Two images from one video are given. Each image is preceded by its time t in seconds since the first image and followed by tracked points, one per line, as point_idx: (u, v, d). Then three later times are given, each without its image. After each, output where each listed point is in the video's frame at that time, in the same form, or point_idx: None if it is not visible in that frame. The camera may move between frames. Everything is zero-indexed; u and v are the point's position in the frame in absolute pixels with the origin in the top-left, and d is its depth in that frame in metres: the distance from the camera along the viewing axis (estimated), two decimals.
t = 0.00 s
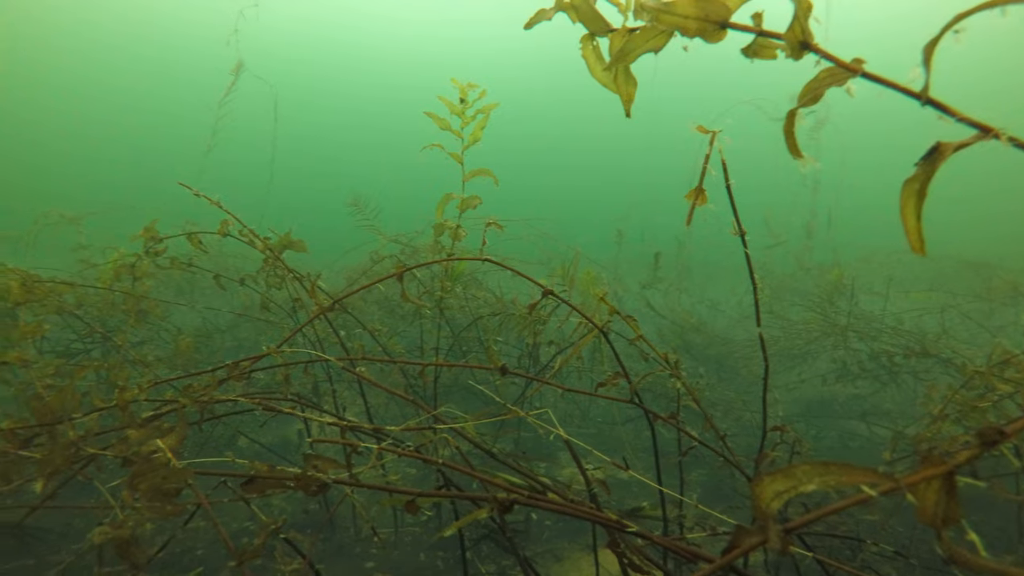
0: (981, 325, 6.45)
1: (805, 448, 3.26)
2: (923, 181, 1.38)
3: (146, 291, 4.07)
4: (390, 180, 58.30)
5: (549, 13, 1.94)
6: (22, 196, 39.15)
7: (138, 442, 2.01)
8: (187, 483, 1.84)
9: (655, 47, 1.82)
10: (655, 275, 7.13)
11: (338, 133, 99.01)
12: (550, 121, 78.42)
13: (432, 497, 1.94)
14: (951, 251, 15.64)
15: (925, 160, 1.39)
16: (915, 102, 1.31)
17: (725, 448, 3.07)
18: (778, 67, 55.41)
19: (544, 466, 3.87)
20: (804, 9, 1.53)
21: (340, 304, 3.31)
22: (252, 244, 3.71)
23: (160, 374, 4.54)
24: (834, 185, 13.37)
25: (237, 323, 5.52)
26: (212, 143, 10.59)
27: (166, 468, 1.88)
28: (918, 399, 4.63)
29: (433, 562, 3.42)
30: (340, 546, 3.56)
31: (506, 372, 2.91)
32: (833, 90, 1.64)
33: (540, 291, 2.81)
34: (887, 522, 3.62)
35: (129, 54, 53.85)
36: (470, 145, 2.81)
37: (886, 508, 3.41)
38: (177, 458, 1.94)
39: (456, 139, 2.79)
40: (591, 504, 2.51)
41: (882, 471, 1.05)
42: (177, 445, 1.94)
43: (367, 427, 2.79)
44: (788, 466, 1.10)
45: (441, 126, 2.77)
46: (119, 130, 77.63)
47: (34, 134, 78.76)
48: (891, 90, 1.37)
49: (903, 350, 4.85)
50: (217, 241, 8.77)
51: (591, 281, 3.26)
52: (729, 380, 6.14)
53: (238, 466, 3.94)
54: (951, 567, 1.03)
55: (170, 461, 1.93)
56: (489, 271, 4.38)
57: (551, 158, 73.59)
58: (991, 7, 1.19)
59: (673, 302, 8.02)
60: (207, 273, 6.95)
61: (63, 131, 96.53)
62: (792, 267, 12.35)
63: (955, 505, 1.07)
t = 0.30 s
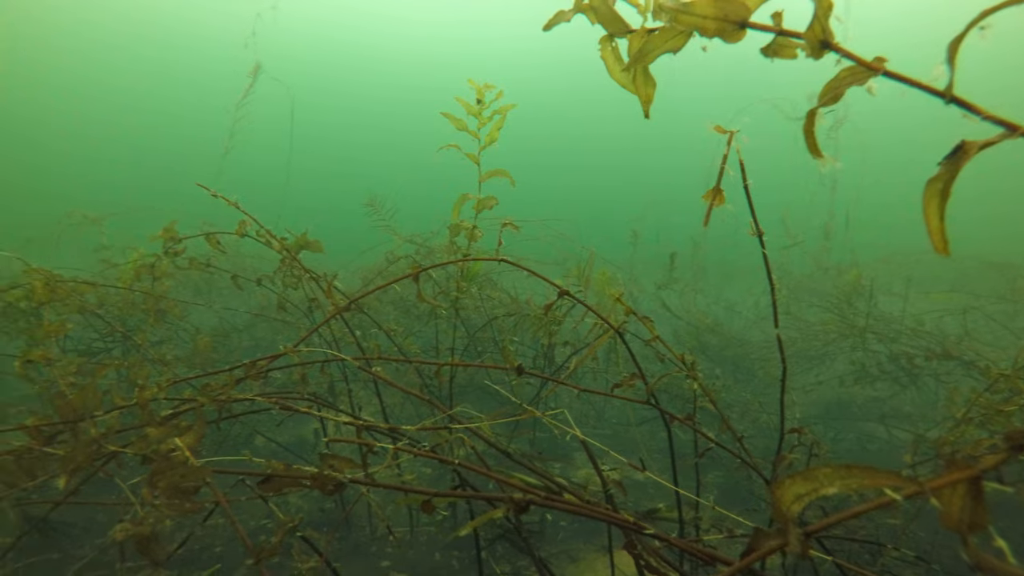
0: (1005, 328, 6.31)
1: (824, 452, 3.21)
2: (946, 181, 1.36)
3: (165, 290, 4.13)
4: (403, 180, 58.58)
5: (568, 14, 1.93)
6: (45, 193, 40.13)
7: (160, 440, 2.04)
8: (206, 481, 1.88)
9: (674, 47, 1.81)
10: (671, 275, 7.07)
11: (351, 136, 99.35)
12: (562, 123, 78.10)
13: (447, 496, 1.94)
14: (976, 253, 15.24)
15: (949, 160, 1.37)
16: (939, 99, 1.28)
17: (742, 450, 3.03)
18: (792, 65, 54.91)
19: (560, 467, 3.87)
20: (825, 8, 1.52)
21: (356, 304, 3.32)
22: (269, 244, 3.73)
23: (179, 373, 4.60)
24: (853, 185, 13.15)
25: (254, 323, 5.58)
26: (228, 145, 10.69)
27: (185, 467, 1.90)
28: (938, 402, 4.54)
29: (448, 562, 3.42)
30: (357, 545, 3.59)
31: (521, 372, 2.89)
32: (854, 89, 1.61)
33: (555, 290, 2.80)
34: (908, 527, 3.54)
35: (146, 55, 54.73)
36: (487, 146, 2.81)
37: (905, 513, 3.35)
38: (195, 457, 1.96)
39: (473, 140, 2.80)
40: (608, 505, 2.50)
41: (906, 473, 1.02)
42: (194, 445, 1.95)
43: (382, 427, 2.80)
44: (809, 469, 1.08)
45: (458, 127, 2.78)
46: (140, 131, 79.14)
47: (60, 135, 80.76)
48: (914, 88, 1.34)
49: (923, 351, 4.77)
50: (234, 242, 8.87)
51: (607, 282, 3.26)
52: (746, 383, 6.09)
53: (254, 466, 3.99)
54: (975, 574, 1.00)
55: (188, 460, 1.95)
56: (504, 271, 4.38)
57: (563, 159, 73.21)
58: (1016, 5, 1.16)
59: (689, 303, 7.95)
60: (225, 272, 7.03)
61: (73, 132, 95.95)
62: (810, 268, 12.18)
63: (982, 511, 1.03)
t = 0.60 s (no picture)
0: None
1: (843, 455, 3.16)
2: (969, 180, 1.33)
3: (182, 291, 4.17)
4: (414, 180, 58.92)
5: (587, 15, 1.93)
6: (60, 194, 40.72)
7: (177, 438, 2.07)
8: (223, 480, 1.90)
9: (693, 47, 1.80)
10: (685, 276, 7.02)
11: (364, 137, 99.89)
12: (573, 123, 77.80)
13: (463, 497, 1.94)
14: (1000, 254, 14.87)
15: (972, 159, 1.33)
16: (961, 99, 1.25)
17: (758, 452, 2.99)
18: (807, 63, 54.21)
19: (574, 468, 3.87)
20: (845, 7, 1.50)
21: (372, 304, 3.34)
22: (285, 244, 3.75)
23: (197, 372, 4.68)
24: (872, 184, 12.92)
25: (270, 323, 5.64)
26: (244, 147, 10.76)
27: (202, 465, 1.92)
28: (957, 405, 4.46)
29: (463, 561, 3.44)
30: (372, 544, 3.60)
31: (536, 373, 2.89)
32: (875, 88, 1.58)
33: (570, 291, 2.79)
34: (927, 533, 3.46)
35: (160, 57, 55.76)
36: (503, 147, 2.81)
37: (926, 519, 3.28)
38: (212, 455, 1.99)
39: (489, 141, 2.80)
40: (623, 507, 2.48)
41: (928, 479, 0.99)
42: (212, 442, 1.98)
43: (398, 427, 2.81)
44: (828, 472, 1.05)
45: (474, 128, 2.79)
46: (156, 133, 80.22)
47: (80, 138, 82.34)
48: (936, 87, 1.30)
49: (943, 353, 4.70)
50: (251, 242, 8.95)
51: (622, 282, 3.25)
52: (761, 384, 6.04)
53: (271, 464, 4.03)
54: None
55: (205, 457, 1.97)
56: (518, 272, 4.38)
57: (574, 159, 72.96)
58: None
59: (704, 303, 7.89)
60: (241, 273, 7.12)
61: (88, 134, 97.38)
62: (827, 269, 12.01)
63: (1011, 517, 1.00)
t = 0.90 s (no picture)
0: None
1: (859, 458, 3.12)
2: (990, 179, 1.31)
3: (198, 290, 4.22)
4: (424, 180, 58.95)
5: (602, 18, 1.93)
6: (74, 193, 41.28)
7: (194, 437, 2.09)
8: (239, 478, 1.92)
9: (708, 48, 1.79)
10: (699, 276, 6.99)
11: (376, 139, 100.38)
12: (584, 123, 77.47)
13: (478, 497, 1.94)
14: None
15: (994, 157, 1.31)
16: (981, 98, 1.23)
17: (774, 453, 2.96)
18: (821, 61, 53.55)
19: (587, 468, 3.87)
20: (865, 6, 1.49)
21: (386, 304, 3.35)
22: (300, 245, 3.77)
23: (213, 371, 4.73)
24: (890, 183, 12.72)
25: (285, 323, 5.68)
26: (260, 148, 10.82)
27: (218, 463, 1.94)
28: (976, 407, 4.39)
29: (476, 560, 3.45)
30: (386, 543, 3.62)
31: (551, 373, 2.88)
32: (893, 88, 1.57)
33: (585, 292, 2.78)
34: (947, 538, 3.40)
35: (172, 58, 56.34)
36: (517, 147, 2.81)
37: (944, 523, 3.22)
38: (227, 453, 2.01)
39: (503, 141, 2.81)
40: (638, 508, 2.46)
41: (952, 482, 0.97)
42: (228, 441, 1.99)
43: (413, 426, 2.81)
44: (850, 474, 1.04)
45: (488, 129, 2.79)
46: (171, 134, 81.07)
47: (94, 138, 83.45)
48: (957, 85, 1.28)
49: (961, 355, 4.63)
50: (266, 242, 9.03)
51: (636, 281, 3.24)
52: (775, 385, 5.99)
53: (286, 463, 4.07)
54: None
55: (221, 455, 1.99)
56: (532, 272, 4.38)
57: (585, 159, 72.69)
58: None
59: (717, 303, 7.85)
60: (256, 273, 7.19)
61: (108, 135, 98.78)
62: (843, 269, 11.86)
63: None
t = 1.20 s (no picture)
0: None
1: (876, 459, 3.07)
2: (1009, 181, 1.29)
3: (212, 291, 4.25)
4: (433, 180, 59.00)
5: (616, 19, 1.93)
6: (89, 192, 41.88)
7: (209, 436, 2.12)
8: (254, 474, 1.94)
9: (723, 49, 1.78)
10: (710, 276, 6.96)
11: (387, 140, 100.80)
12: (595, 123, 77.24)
13: (490, 495, 1.95)
14: None
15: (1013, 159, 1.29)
16: (1002, 97, 1.21)
17: (789, 455, 2.93)
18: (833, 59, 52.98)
19: (599, 469, 3.86)
20: (881, 5, 1.47)
21: (399, 304, 3.36)
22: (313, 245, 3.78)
23: (228, 370, 4.78)
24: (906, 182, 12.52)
25: (298, 323, 5.74)
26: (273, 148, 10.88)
27: (233, 461, 1.96)
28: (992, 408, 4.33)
29: (488, 561, 3.46)
30: (398, 542, 3.63)
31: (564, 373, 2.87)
32: (910, 89, 1.55)
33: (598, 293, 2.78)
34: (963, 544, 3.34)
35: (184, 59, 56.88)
36: (530, 148, 2.81)
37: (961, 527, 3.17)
38: (242, 451, 2.03)
39: (516, 142, 2.81)
40: (651, 508, 2.44)
41: (968, 485, 0.96)
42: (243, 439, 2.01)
43: (425, 425, 2.82)
44: (864, 476, 1.04)
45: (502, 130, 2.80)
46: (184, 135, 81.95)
47: (107, 140, 84.29)
48: (974, 85, 1.26)
49: (978, 357, 4.56)
50: (278, 243, 9.09)
51: (649, 282, 3.23)
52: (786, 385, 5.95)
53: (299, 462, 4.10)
54: None
55: (236, 453, 2.01)
56: (543, 272, 4.38)
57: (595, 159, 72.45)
58: None
59: (728, 303, 7.83)
60: (270, 273, 7.26)
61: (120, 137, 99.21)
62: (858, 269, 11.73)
63: None
